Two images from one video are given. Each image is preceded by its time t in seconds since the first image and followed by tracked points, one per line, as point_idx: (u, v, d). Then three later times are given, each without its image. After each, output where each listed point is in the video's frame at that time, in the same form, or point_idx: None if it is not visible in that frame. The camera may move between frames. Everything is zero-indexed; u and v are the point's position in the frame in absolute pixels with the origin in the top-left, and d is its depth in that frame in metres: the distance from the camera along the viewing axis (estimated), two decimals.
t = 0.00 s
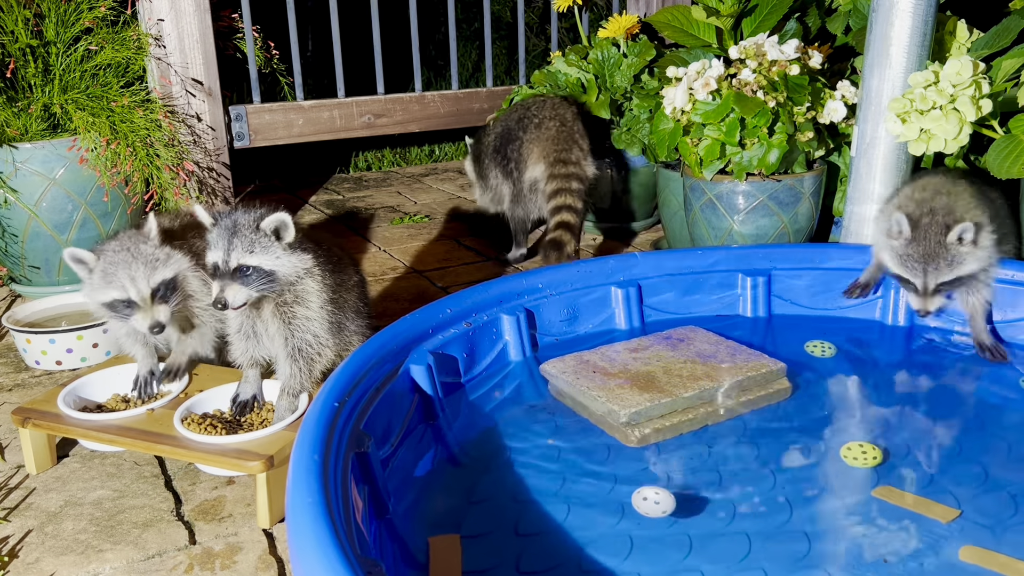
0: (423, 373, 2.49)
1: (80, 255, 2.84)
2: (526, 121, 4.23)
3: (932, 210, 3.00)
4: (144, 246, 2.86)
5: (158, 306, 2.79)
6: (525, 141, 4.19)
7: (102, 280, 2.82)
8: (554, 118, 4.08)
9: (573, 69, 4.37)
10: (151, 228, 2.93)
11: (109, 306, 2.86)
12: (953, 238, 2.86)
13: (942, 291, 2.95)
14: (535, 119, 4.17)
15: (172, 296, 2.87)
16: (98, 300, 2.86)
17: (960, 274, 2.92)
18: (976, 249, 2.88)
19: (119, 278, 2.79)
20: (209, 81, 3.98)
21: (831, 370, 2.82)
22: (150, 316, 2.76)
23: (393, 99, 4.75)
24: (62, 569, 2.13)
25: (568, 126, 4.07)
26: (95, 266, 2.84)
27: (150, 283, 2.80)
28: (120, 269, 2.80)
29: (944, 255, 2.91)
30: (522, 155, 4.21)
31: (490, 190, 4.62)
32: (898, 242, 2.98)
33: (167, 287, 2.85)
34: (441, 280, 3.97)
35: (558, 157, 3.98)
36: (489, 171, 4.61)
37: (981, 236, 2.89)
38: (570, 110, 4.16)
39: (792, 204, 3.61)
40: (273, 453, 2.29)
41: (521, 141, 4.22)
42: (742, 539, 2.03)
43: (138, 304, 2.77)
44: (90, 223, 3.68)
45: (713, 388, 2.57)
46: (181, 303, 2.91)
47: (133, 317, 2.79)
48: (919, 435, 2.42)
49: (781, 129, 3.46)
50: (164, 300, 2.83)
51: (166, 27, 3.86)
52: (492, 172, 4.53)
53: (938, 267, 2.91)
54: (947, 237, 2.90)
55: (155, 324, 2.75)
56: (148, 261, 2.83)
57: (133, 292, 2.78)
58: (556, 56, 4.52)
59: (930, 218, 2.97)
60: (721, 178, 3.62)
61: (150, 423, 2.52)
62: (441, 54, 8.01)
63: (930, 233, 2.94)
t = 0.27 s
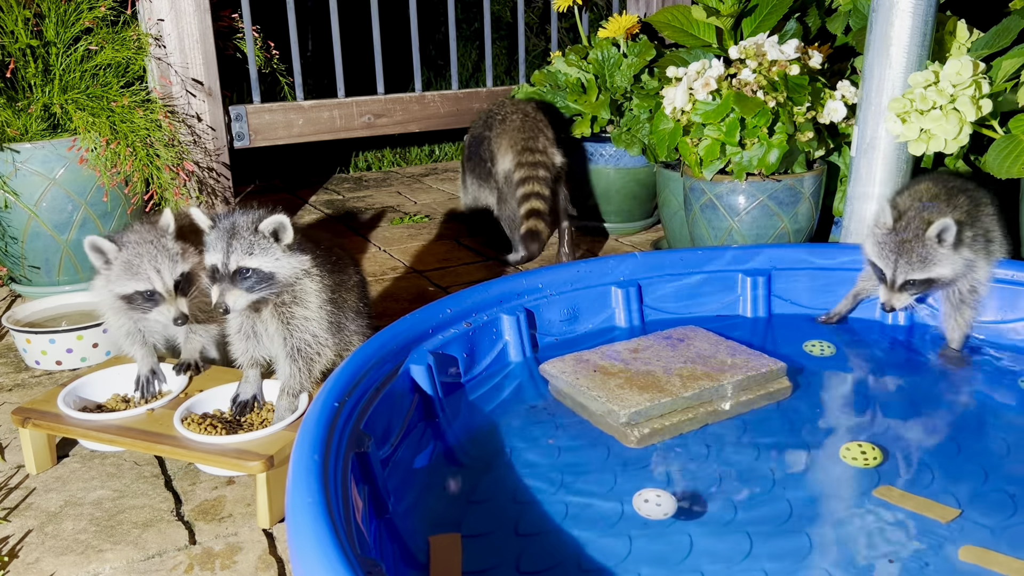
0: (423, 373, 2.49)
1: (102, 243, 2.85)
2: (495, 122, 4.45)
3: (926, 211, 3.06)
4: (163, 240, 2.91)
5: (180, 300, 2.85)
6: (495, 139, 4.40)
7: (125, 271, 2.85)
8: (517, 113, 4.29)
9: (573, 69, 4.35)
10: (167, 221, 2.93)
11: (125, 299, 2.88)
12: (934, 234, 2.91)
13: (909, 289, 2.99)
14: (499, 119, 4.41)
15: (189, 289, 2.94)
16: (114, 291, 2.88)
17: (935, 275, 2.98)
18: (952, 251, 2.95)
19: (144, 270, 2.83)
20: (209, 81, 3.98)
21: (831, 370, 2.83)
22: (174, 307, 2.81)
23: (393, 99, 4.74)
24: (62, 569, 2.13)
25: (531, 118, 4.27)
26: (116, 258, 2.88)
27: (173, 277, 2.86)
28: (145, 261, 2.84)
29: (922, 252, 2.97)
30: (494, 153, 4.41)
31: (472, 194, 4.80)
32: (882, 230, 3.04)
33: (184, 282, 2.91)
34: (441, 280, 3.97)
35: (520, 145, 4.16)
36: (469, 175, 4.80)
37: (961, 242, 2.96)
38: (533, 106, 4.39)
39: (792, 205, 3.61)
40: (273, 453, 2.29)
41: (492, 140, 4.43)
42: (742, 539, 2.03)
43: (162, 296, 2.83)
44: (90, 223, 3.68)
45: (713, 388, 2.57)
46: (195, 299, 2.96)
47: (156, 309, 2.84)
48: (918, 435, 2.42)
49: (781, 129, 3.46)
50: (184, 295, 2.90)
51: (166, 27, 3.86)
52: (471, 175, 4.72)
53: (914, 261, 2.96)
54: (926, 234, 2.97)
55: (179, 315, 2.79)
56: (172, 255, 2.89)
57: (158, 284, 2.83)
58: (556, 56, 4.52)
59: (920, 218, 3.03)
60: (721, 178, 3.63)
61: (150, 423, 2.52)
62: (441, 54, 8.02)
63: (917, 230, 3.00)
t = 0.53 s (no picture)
0: (423, 373, 2.49)
1: (119, 240, 2.87)
2: (482, 127, 4.79)
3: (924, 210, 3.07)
4: (179, 244, 2.94)
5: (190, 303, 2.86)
6: (481, 143, 4.73)
7: (137, 271, 2.86)
8: (507, 118, 4.67)
9: (573, 69, 4.36)
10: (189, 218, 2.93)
11: (135, 297, 2.89)
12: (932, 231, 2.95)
13: (901, 285, 3.02)
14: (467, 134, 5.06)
15: (198, 295, 2.95)
16: (125, 290, 2.90)
17: (927, 273, 3.02)
18: (948, 250, 2.98)
19: (157, 271, 2.84)
20: (209, 81, 3.98)
21: (831, 371, 2.82)
22: (182, 311, 2.81)
23: (393, 99, 4.74)
24: (62, 569, 2.13)
25: (518, 125, 4.64)
26: (129, 256, 2.89)
27: (185, 280, 2.88)
28: (159, 262, 2.86)
29: (918, 249, 2.99)
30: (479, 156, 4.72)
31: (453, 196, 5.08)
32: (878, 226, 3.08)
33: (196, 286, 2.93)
34: (441, 280, 3.97)
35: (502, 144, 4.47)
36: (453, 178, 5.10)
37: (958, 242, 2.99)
38: (520, 113, 4.75)
39: (792, 205, 3.61)
40: (273, 453, 2.29)
41: (478, 144, 4.75)
42: (742, 539, 2.03)
43: (172, 297, 2.83)
44: (90, 223, 3.68)
45: (713, 388, 2.57)
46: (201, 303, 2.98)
47: (164, 310, 2.84)
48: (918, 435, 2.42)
49: (781, 129, 3.46)
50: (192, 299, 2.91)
51: (166, 27, 3.86)
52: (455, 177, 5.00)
53: (909, 256, 2.99)
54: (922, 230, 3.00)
55: (185, 321, 2.79)
56: (185, 259, 2.92)
57: (170, 286, 2.84)
58: (556, 56, 4.51)
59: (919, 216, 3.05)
60: (721, 178, 3.63)
61: (150, 423, 2.52)
62: (441, 54, 8.01)
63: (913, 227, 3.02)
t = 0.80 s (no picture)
0: (423, 373, 2.49)
1: (126, 242, 2.89)
2: (486, 138, 4.88)
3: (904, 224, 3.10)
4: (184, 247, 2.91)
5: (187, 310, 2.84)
6: (484, 154, 4.82)
7: (140, 273, 2.86)
8: (508, 131, 4.72)
9: (573, 69, 4.34)
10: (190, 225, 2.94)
11: (137, 299, 2.89)
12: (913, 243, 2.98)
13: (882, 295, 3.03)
14: (456, 139, 5.43)
15: (199, 301, 2.93)
16: (128, 291, 2.91)
17: (907, 284, 3.03)
18: (927, 263, 3.02)
19: (158, 275, 2.83)
20: (210, 81, 3.95)
21: (831, 371, 2.82)
22: (179, 317, 2.80)
23: (393, 99, 4.74)
24: (62, 569, 2.13)
25: (520, 138, 4.70)
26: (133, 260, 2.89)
27: (185, 285, 2.86)
28: (161, 266, 2.84)
29: (898, 260, 3.01)
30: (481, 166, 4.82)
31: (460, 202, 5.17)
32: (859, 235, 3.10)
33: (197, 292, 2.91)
34: (441, 280, 3.97)
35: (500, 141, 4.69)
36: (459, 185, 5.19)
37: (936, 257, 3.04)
38: (524, 125, 4.78)
39: (792, 205, 3.61)
40: (273, 453, 2.29)
41: (482, 155, 4.85)
42: (742, 539, 2.03)
43: (170, 303, 2.82)
44: (90, 223, 3.68)
45: (713, 388, 2.57)
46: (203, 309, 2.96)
47: (162, 315, 2.83)
48: (918, 435, 2.42)
49: (781, 129, 3.46)
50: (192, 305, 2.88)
51: (166, 27, 3.83)
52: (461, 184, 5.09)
53: (891, 267, 3.01)
54: (902, 242, 3.02)
55: (182, 326, 2.78)
56: (188, 265, 2.88)
57: (169, 291, 2.83)
58: (555, 56, 4.51)
59: (898, 229, 3.08)
60: (722, 178, 3.63)
61: (150, 423, 2.52)
62: (441, 54, 8.01)
63: (893, 239, 3.05)
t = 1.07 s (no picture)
0: (423, 373, 2.49)
1: (118, 258, 2.86)
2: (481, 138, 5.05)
3: (873, 240, 3.05)
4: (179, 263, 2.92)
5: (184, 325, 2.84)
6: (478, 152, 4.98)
7: (133, 291, 2.85)
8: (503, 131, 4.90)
9: (573, 69, 4.34)
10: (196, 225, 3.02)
11: (132, 316, 2.88)
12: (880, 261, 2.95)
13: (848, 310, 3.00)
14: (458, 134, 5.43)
15: (195, 314, 2.92)
16: (124, 307, 2.89)
17: (873, 300, 3.01)
18: (893, 280, 2.99)
19: (151, 292, 2.83)
20: (210, 81, 3.94)
21: (831, 372, 2.83)
22: (175, 333, 2.80)
23: (393, 99, 4.74)
24: (62, 569, 2.13)
25: (514, 136, 4.88)
26: (126, 278, 2.88)
27: (179, 301, 2.86)
28: (155, 283, 2.84)
29: (866, 276, 2.97)
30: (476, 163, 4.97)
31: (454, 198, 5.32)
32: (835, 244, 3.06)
33: (192, 306, 2.91)
34: (441, 280, 3.98)
35: (491, 137, 4.94)
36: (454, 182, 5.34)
37: (903, 273, 3.01)
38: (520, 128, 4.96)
39: (792, 205, 3.62)
40: (273, 453, 2.29)
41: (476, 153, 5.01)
42: (742, 539, 2.03)
43: (165, 320, 2.82)
44: (90, 223, 3.69)
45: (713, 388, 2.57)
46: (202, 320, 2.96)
47: (157, 332, 2.84)
48: (917, 435, 2.42)
49: (781, 129, 3.46)
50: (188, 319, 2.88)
51: (166, 27, 3.82)
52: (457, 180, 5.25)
53: (858, 283, 2.97)
54: (869, 258, 2.98)
55: (177, 342, 2.79)
56: (182, 279, 2.89)
57: (163, 308, 2.83)
58: (556, 56, 4.51)
59: (867, 244, 3.02)
60: (722, 178, 3.63)
61: (150, 423, 2.52)
62: (441, 54, 8.01)
63: (861, 254, 3.00)
